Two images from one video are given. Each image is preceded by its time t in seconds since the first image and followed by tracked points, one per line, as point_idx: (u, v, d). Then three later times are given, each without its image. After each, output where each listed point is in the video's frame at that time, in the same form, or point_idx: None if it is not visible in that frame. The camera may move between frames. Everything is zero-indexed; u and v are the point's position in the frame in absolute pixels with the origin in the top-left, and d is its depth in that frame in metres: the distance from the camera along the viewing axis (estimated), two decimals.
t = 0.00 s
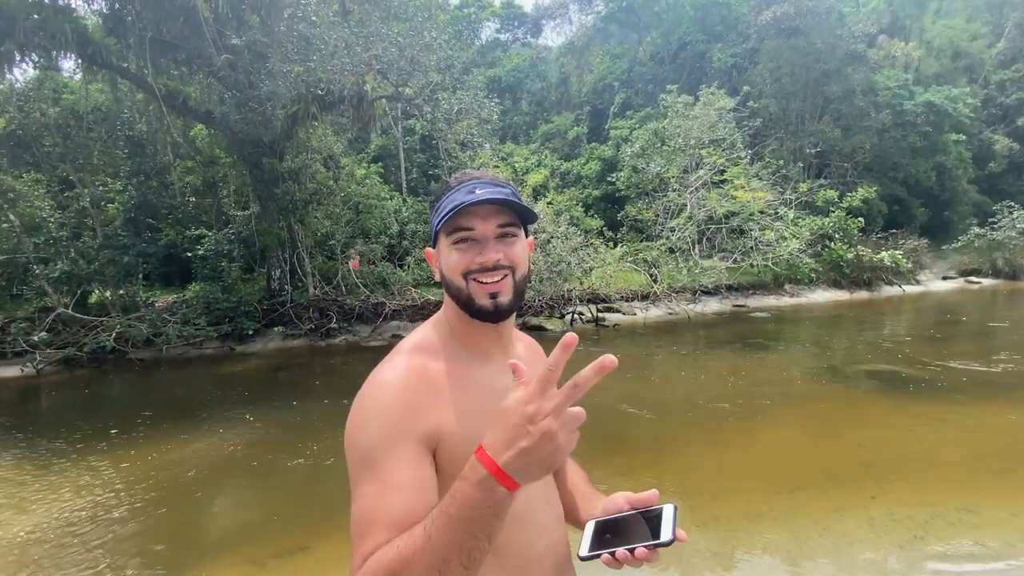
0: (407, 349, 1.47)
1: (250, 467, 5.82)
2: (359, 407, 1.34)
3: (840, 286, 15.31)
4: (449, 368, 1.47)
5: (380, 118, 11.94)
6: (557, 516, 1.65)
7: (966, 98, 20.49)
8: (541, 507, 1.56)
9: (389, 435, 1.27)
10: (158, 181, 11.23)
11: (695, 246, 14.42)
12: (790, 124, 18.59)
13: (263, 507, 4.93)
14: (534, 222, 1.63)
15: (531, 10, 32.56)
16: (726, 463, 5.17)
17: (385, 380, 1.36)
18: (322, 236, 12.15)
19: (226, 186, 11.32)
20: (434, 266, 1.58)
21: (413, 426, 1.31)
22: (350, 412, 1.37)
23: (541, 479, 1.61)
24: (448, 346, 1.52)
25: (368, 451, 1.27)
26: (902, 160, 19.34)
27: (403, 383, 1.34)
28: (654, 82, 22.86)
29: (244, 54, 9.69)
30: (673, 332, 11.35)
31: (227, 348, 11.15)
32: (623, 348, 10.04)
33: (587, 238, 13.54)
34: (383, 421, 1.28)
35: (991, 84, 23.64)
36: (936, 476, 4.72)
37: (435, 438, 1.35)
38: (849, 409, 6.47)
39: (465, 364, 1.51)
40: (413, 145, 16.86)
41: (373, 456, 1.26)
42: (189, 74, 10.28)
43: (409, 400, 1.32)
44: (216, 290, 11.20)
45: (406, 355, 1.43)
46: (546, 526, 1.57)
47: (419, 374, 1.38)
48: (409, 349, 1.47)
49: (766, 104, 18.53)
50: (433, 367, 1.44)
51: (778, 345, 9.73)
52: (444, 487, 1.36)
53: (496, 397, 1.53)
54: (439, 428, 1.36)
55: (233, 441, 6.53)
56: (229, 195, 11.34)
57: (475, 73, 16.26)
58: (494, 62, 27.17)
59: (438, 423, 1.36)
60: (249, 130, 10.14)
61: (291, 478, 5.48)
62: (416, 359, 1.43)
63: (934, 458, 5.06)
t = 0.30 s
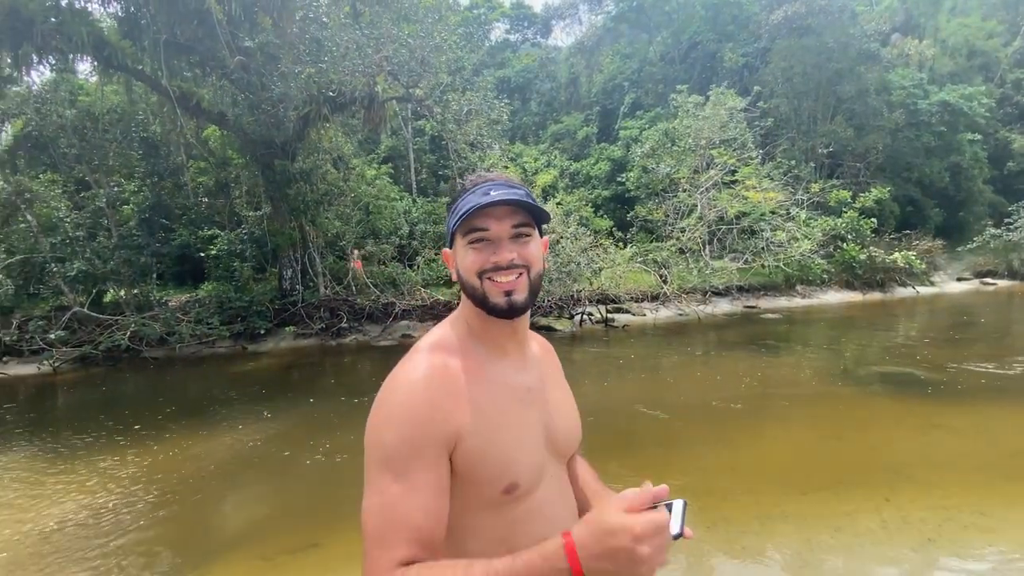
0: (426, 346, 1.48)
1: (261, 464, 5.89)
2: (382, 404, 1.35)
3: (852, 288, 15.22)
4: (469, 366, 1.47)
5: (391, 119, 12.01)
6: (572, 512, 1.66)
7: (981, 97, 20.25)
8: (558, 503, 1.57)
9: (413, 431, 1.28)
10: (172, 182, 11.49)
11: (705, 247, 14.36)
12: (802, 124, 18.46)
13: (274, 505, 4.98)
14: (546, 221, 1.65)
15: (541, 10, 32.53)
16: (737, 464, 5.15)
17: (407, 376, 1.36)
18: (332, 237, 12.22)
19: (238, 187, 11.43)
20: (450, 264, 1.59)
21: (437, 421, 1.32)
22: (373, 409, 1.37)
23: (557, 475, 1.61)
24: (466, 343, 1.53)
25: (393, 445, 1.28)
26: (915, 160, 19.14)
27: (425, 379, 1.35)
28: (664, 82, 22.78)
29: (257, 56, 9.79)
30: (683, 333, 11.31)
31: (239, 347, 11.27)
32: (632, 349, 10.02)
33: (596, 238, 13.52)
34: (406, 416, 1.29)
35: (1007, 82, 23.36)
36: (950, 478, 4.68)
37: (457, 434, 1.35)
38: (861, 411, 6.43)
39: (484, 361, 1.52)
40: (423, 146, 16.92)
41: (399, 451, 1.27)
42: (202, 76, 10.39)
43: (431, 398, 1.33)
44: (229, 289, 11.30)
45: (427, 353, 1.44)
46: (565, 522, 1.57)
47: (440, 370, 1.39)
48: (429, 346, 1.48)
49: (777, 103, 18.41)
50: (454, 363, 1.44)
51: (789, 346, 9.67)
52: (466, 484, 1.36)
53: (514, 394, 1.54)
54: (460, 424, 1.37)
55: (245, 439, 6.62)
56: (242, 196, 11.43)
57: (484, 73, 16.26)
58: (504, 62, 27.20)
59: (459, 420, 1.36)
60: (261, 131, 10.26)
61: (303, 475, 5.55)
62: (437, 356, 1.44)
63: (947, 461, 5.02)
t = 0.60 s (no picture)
0: (428, 345, 1.51)
1: (272, 461, 5.96)
2: (380, 401, 1.39)
3: (864, 288, 15.09)
4: (470, 366, 1.49)
5: (400, 119, 12.06)
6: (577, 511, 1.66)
7: (996, 96, 20.00)
8: (561, 503, 1.57)
9: (407, 429, 1.32)
10: (184, 182, 11.54)
11: (715, 247, 14.30)
12: (813, 123, 18.32)
13: (284, 501, 5.03)
14: (551, 219, 1.65)
15: (550, 9, 32.49)
16: (744, 465, 5.14)
17: (406, 375, 1.40)
18: (341, 236, 12.11)
19: (249, 186, 11.55)
20: (454, 262, 1.61)
21: (431, 421, 1.35)
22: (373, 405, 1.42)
23: (562, 475, 1.61)
24: (469, 342, 1.54)
25: (386, 443, 1.32)
26: (929, 160, 18.93)
27: (422, 380, 1.38)
28: (674, 81, 22.70)
29: (269, 57, 9.88)
30: (692, 334, 11.28)
31: (250, 345, 11.44)
32: (641, 349, 10.02)
33: (605, 238, 13.51)
34: (403, 415, 1.32)
35: None
36: (962, 481, 4.63)
37: (452, 433, 1.37)
38: (871, 412, 6.37)
39: (486, 362, 1.54)
40: (432, 145, 16.99)
41: (391, 449, 1.31)
42: (215, 76, 10.49)
43: (428, 399, 1.35)
44: (240, 289, 11.30)
45: (428, 352, 1.47)
46: (567, 522, 1.57)
47: (438, 371, 1.41)
48: (432, 346, 1.51)
49: (788, 103, 18.27)
50: (455, 363, 1.46)
51: (800, 347, 9.61)
52: (461, 482, 1.39)
53: (516, 394, 1.55)
54: (458, 423, 1.39)
55: (256, 435, 6.70)
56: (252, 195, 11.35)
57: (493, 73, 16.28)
58: (513, 62, 27.21)
59: (454, 420, 1.38)
60: (273, 131, 10.35)
61: (313, 472, 5.60)
62: (438, 356, 1.46)
63: (960, 463, 4.97)
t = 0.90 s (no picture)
0: (427, 343, 1.52)
1: (283, 457, 6.00)
2: (377, 400, 1.41)
3: (877, 289, 14.93)
4: (466, 364, 1.50)
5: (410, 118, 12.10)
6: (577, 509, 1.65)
7: (1014, 94, 19.67)
8: (560, 503, 1.57)
9: (402, 428, 1.34)
10: (197, 181, 11.63)
11: (725, 247, 14.20)
12: (826, 122, 18.13)
13: (294, 498, 5.06)
14: (550, 215, 1.64)
15: (561, 8, 32.41)
16: (755, 466, 5.10)
17: (402, 374, 1.41)
18: (352, 235, 12.25)
19: (261, 186, 11.63)
20: (453, 259, 1.62)
21: (426, 421, 1.36)
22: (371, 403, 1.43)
23: (562, 474, 1.60)
24: (467, 341, 1.55)
25: (381, 441, 1.34)
26: (944, 160, 18.68)
27: (418, 379, 1.39)
28: (685, 80, 22.57)
29: (281, 57, 9.95)
30: (702, 334, 11.22)
31: (262, 343, 11.53)
32: (650, 349, 9.98)
33: (615, 238, 13.46)
34: (398, 415, 1.34)
35: None
36: (978, 485, 4.56)
37: (446, 432, 1.38)
38: (885, 415, 6.29)
39: (484, 362, 1.54)
40: (442, 145, 17.03)
41: (385, 448, 1.33)
42: (227, 77, 10.59)
43: (422, 398, 1.37)
44: (252, 287, 11.35)
45: (425, 351, 1.48)
46: (566, 521, 1.56)
47: (434, 369, 1.42)
48: (430, 344, 1.52)
49: (801, 101, 18.10)
50: (451, 362, 1.47)
51: (812, 348, 9.51)
52: (456, 482, 1.40)
53: (514, 394, 1.55)
54: (452, 422, 1.40)
55: (267, 432, 6.77)
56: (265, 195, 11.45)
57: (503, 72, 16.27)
58: (523, 62, 27.20)
59: (449, 419, 1.40)
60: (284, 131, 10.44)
61: (323, 469, 5.63)
62: (435, 354, 1.47)
63: (977, 467, 4.88)
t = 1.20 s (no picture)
0: (436, 342, 1.52)
1: (296, 454, 6.06)
2: (384, 396, 1.42)
3: (893, 289, 14.73)
4: (474, 364, 1.50)
5: (422, 117, 12.12)
6: (584, 511, 1.64)
7: None
8: (568, 505, 1.56)
9: (408, 427, 1.35)
10: (212, 180, 11.78)
11: (738, 247, 14.08)
12: (842, 120, 17.90)
13: (306, 494, 5.10)
14: (563, 211, 1.64)
15: (573, 6, 32.26)
16: (769, 468, 5.05)
17: (409, 373, 1.42)
18: (364, 234, 12.23)
19: (274, 185, 11.73)
20: (464, 255, 1.61)
21: (431, 421, 1.37)
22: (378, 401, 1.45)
23: (569, 477, 1.59)
24: (476, 340, 1.55)
25: (386, 440, 1.36)
26: (963, 158, 18.40)
27: (425, 379, 1.39)
28: (699, 78, 22.41)
29: (294, 57, 10.00)
30: (715, 334, 11.14)
31: (275, 341, 11.64)
32: (662, 349, 9.92)
33: (627, 237, 13.40)
34: (402, 412, 1.36)
35: None
36: (998, 490, 4.47)
37: (451, 433, 1.39)
38: (901, 416, 6.20)
39: (492, 361, 1.53)
40: (454, 144, 17.06)
41: (390, 447, 1.35)
42: (241, 77, 10.69)
43: (426, 397, 1.38)
44: (265, 286, 11.45)
45: (433, 349, 1.49)
46: (572, 522, 1.56)
47: (441, 369, 1.43)
48: (438, 343, 1.52)
49: (816, 99, 17.89)
50: (459, 360, 1.48)
51: (827, 349, 9.40)
52: (461, 482, 1.40)
53: (523, 394, 1.54)
54: (458, 422, 1.40)
55: (280, 429, 6.83)
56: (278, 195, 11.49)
57: (515, 71, 16.25)
58: (535, 60, 27.14)
59: (455, 419, 1.40)
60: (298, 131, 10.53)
61: (335, 466, 5.67)
62: (442, 354, 1.47)
63: (998, 471, 4.79)
